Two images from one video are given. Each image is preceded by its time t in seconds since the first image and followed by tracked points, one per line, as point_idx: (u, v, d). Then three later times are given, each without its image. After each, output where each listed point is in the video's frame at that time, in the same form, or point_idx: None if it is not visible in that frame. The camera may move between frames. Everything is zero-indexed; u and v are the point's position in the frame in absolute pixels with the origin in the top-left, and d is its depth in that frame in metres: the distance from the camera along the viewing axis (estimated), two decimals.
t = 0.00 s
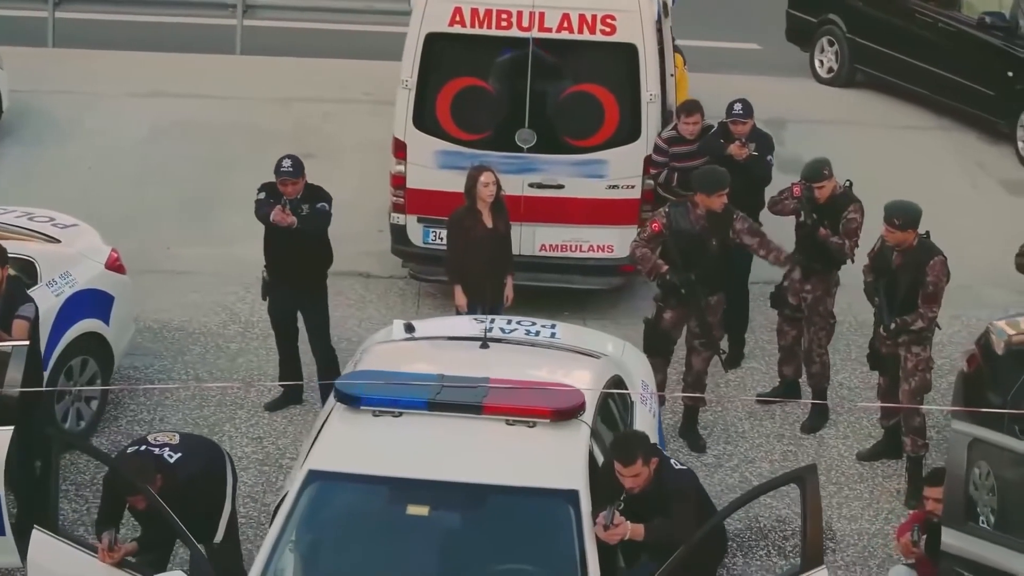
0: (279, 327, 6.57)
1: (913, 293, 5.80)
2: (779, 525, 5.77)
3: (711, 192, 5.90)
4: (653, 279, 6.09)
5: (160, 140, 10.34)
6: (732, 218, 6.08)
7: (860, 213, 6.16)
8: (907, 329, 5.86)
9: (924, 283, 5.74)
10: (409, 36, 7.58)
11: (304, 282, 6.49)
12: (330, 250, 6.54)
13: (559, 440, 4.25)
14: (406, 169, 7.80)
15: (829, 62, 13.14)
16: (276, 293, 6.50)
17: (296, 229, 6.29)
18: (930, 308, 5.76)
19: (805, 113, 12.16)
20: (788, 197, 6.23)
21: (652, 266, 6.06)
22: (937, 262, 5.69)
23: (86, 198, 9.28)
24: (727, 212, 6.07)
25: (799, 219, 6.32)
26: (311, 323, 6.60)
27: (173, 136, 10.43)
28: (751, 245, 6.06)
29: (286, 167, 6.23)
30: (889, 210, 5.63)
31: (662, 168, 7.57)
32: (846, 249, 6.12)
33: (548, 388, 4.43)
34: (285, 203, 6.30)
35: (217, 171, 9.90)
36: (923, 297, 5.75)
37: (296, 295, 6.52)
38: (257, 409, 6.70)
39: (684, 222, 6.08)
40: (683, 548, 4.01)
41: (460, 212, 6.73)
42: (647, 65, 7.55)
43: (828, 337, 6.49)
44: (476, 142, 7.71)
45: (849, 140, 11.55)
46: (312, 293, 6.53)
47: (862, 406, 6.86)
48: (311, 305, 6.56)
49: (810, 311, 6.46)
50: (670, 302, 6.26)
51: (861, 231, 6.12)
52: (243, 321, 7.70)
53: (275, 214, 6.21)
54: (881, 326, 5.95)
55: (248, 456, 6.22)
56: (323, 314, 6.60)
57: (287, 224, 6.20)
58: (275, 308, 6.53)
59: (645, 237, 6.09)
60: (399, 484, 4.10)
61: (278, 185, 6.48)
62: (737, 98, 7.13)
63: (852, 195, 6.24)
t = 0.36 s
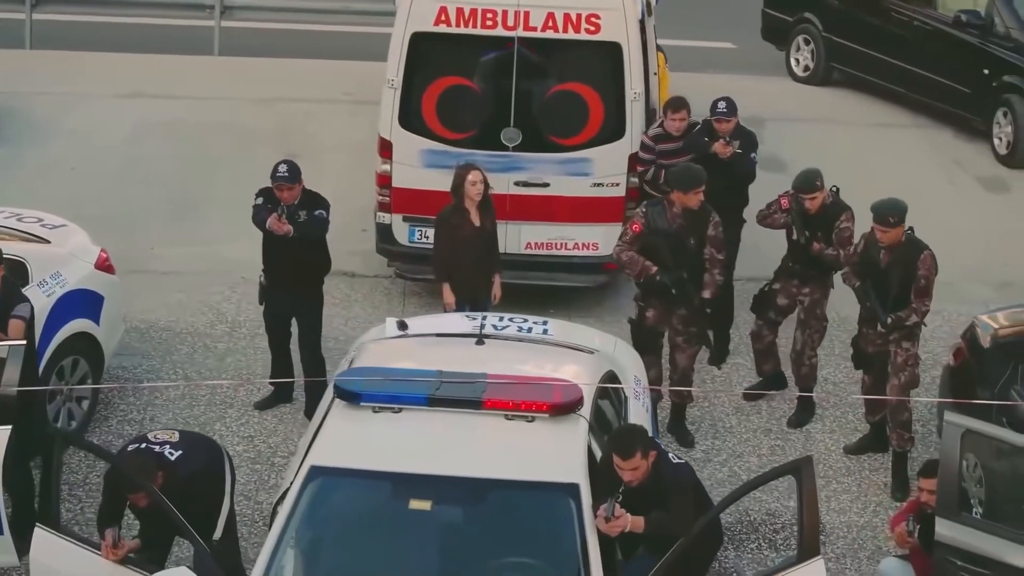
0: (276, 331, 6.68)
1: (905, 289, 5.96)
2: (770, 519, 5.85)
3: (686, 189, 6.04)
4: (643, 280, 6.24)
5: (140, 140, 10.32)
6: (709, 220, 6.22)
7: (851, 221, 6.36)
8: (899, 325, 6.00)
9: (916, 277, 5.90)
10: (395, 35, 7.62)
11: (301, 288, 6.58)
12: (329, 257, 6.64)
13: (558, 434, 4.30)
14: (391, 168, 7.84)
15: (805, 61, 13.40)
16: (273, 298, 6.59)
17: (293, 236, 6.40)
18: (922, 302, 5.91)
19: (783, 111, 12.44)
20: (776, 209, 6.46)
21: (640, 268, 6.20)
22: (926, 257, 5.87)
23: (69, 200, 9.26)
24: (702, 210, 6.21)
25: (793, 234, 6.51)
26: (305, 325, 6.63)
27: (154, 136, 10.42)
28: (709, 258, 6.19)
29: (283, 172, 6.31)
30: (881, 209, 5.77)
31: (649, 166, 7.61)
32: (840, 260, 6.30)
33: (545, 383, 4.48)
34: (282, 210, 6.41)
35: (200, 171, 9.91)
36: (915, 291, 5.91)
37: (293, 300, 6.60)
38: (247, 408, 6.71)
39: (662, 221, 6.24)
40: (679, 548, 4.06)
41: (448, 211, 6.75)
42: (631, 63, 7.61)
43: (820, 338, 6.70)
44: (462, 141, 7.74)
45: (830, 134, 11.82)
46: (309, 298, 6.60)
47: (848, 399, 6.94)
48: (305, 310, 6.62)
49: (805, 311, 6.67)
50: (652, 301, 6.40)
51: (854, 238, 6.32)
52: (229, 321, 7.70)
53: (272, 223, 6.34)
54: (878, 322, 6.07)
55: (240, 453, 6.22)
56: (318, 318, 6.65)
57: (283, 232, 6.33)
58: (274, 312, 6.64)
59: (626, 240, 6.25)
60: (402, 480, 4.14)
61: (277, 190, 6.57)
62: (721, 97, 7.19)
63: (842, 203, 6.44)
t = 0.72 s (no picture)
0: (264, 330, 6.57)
1: (893, 314, 5.96)
2: (759, 509, 5.99)
3: (664, 186, 6.11)
4: (631, 278, 6.31)
5: (124, 143, 10.34)
6: (687, 217, 6.29)
7: (835, 230, 6.29)
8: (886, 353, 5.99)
9: (905, 305, 5.89)
10: (381, 36, 7.68)
11: (296, 289, 6.45)
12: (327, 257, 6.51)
13: (557, 425, 4.38)
14: (379, 167, 7.91)
15: (782, 60, 13.73)
16: (267, 297, 6.48)
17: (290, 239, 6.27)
18: (911, 331, 5.91)
19: (761, 111, 12.71)
20: (762, 220, 6.34)
21: (629, 266, 6.27)
22: (917, 285, 5.84)
23: (55, 202, 9.29)
24: (680, 208, 6.28)
25: (776, 242, 6.40)
26: (297, 325, 6.51)
27: (138, 139, 10.44)
28: (688, 256, 6.25)
29: (281, 174, 6.20)
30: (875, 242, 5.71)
31: (633, 163, 7.71)
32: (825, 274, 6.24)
33: (543, 375, 4.56)
34: (279, 212, 6.27)
35: (185, 173, 9.96)
36: (904, 319, 5.91)
37: (286, 298, 6.47)
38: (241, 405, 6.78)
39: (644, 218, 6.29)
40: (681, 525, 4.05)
41: (438, 210, 6.80)
42: (616, 61, 7.70)
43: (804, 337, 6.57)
44: (449, 140, 7.82)
45: (807, 133, 12.18)
46: (302, 297, 6.48)
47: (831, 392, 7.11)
48: (299, 311, 6.49)
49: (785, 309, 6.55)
50: (637, 297, 6.44)
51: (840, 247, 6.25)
52: (219, 319, 7.75)
53: (269, 225, 6.18)
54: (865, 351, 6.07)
55: (236, 449, 6.29)
56: (309, 316, 6.51)
57: (280, 235, 6.18)
58: (265, 312, 6.52)
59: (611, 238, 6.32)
60: (405, 469, 4.21)
61: (274, 192, 6.44)
62: (706, 95, 7.37)
63: (825, 210, 6.34)
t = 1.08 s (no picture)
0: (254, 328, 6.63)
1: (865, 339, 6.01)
2: (756, 500, 6.10)
3: (673, 187, 6.27)
4: (636, 271, 6.48)
5: (118, 146, 10.43)
6: (698, 219, 6.47)
7: (821, 248, 6.37)
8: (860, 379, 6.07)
9: (878, 328, 5.94)
10: (378, 37, 7.75)
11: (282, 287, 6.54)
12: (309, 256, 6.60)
13: (563, 415, 4.47)
14: (375, 167, 7.99)
15: (768, 62, 13.87)
16: (253, 295, 6.55)
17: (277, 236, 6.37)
18: (885, 354, 5.94)
19: (748, 112, 12.83)
20: (748, 241, 6.40)
21: (634, 259, 6.44)
22: (891, 306, 5.90)
23: (50, 205, 9.34)
24: (691, 209, 6.46)
25: (763, 263, 6.47)
26: (286, 321, 6.59)
27: (132, 142, 10.52)
28: (694, 257, 6.44)
29: (267, 170, 6.34)
30: (849, 264, 5.79)
31: (626, 163, 7.82)
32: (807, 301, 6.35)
33: (548, 366, 4.65)
34: (265, 208, 6.40)
35: (179, 176, 10.02)
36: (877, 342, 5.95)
37: (272, 296, 6.56)
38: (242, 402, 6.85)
39: (654, 216, 6.48)
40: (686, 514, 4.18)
41: (436, 208, 6.91)
42: (609, 62, 7.81)
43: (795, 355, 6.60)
44: (444, 140, 7.91)
45: (794, 135, 12.29)
46: (287, 294, 6.56)
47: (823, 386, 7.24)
48: (282, 307, 6.58)
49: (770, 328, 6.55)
50: (643, 293, 6.56)
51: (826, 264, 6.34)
52: (218, 318, 7.81)
53: (257, 221, 6.29)
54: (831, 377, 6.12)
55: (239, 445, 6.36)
56: (297, 311, 6.61)
57: (269, 230, 6.30)
58: (252, 310, 6.59)
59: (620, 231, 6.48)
60: (416, 458, 4.29)
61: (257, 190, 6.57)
62: (699, 95, 7.52)
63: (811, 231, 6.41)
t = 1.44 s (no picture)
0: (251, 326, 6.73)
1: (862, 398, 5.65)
2: (758, 494, 6.20)
3: (697, 184, 6.30)
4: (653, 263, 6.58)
5: (118, 149, 10.51)
6: (723, 222, 6.47)
7: (835, 268, 6.19)
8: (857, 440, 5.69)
9: (876, 385, 5.58)
10: (381, 39, 7.85)
11: (274, 284, 6.62)
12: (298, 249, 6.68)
13: (574, 406, 4.56)
14: (378, 169, 8.08)
15: (760, 66, 14.03)
16: (247, 296, 6.62)
17: (269, 231, 6.45)
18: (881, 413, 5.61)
19: (742, 117, 12.95)
20: (762, 267, 6.23)
21: (652, 251, 6.53)
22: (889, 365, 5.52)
23: (52, 208, 9.42)
24: (718, 211, 6.48)
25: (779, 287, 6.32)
26: (279, 318, 6.69)
27: (132, 145, 10.61)
28: (716, 260, 6.42)
29: (254, 165, 6.45)
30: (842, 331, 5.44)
31: (626, 165, 7.90)
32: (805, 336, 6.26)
33: (558, 358, 4.74)
34: (255, 204, 6.46)
35: (179, 180, 10.10)
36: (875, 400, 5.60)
37: (265, 294, 6.63)
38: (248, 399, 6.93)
39: (678, 213, 6.53)
40: (700, 498, 4.35)
41: (442, 208, 7.00)
42: (609, 65, 7.92)
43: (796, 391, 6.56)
44: (446, 142, 8.01)
45: (787, 139, 12.44)
46: (280, 291, 6.65)
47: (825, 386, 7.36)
48: (277, 304, 6.66)
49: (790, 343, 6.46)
50: (660, 288, 6.67)
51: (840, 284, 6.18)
52: (223, 318, 7.89)
53: (249, 216, 6.35)
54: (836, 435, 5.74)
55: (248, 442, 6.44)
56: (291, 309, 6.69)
57: (263, 225, 6.36)
58: (247, 308, 6.66)
59: (645, 221, 6.58)
60: (432, 448, 4.38)
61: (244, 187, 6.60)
62: (701, 98, 7.64)
63: (825, 251, 6.24)
